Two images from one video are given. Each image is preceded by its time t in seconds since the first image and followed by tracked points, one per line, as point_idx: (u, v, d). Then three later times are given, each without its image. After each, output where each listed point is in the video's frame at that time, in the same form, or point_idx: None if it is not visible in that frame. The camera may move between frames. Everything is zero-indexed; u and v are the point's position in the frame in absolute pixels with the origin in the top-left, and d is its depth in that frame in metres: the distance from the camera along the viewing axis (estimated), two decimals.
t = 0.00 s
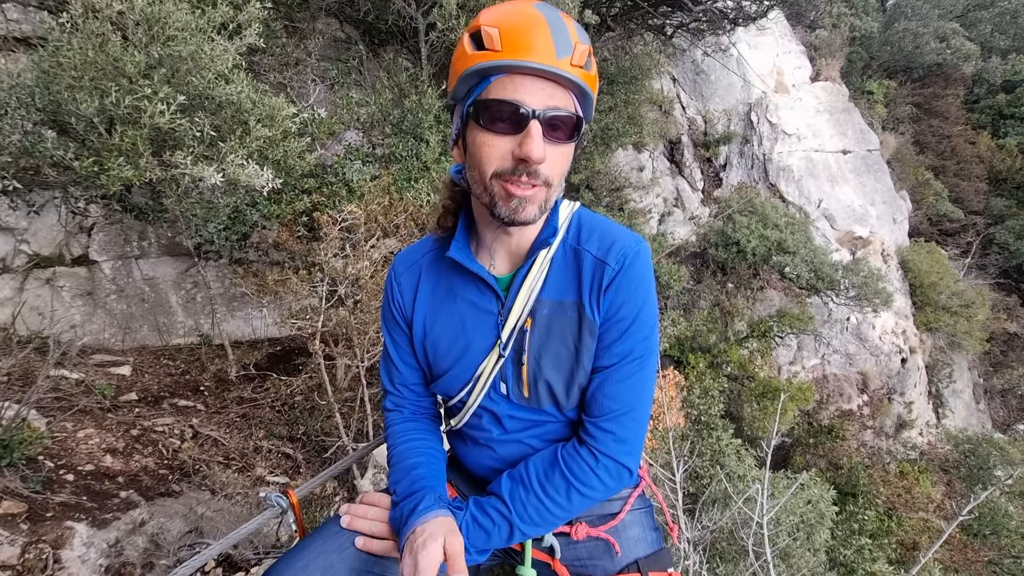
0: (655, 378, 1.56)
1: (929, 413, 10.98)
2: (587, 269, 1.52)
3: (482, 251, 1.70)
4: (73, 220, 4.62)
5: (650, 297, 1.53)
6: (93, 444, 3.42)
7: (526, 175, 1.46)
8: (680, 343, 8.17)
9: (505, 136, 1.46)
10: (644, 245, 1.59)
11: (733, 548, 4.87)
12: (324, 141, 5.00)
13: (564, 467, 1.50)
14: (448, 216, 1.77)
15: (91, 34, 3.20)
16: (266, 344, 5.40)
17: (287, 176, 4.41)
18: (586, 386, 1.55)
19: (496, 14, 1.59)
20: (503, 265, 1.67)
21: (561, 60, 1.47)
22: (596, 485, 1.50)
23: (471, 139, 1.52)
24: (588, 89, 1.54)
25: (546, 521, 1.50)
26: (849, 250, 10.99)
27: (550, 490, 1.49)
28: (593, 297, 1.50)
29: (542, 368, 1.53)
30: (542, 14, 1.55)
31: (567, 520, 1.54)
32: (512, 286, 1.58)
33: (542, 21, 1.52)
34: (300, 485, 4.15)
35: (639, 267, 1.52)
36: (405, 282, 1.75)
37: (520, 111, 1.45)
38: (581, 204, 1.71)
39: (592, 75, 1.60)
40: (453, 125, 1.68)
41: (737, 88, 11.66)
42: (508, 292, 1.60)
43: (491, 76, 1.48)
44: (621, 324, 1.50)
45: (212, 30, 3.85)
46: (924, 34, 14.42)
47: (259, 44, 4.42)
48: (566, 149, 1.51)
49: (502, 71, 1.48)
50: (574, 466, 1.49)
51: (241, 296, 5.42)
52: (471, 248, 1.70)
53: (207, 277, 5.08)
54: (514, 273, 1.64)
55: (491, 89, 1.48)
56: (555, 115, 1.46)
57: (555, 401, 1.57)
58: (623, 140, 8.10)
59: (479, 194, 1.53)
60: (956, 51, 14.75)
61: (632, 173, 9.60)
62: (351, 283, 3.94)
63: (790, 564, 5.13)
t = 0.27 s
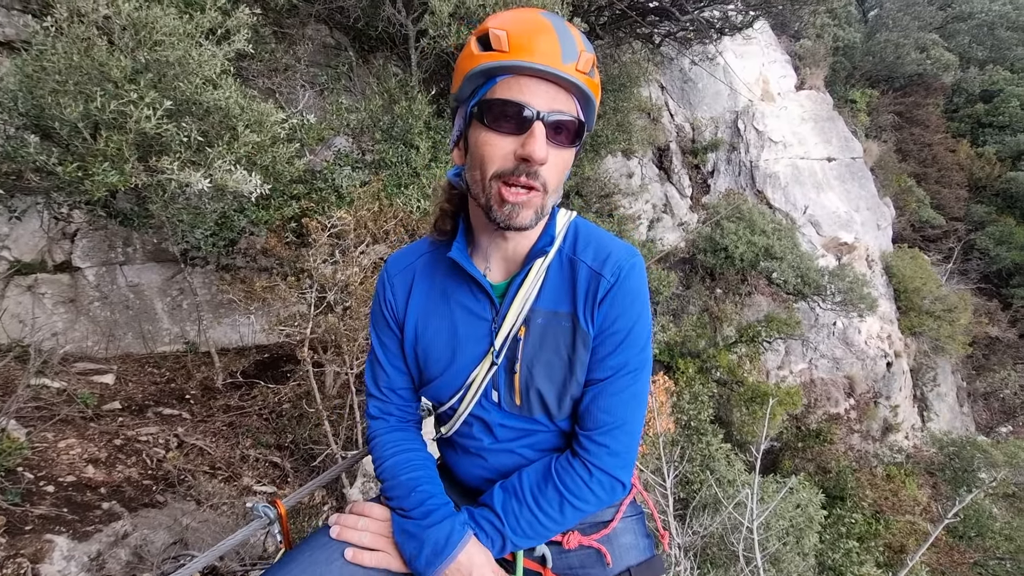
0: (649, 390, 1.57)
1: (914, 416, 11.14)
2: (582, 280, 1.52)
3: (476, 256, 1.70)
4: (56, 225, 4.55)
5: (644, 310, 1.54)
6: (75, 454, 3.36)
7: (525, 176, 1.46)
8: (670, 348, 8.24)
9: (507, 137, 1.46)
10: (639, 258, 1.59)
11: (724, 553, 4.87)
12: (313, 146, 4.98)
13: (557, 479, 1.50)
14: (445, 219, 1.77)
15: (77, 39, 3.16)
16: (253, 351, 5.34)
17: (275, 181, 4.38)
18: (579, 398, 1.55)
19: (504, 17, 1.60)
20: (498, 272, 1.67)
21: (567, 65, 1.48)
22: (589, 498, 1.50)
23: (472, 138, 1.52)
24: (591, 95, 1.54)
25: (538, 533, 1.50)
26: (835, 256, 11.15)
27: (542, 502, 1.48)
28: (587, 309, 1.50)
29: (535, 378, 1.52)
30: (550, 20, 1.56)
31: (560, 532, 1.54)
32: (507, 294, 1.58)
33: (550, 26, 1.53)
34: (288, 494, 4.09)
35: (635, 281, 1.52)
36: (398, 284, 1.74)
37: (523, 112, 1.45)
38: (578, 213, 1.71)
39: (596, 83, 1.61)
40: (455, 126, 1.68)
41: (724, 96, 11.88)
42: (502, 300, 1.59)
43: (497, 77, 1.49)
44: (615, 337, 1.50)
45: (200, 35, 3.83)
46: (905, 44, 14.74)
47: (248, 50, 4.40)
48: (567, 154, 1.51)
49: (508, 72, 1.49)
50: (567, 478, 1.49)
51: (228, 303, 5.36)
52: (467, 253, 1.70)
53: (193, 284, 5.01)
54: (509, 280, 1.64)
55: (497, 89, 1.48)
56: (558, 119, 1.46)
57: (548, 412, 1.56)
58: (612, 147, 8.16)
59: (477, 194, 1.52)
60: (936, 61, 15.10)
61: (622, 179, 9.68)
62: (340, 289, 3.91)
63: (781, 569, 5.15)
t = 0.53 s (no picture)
0: (641, 391, 1.57)
1: (903, 417, 11.26)
2: (575, 281, 1.52)
3: (469, 258, 1.69)
4: (43, 228, 4.49)
5: (636, 311, 1.54)
6: (61, 461, 3.31)
7: (518, 181, 1.46)
8: (662, 351, 8.29)
9: (499, 142, 1.46)
10: (631, 259, 1.59)
11: (717, 555, 4.88)
12: (305, 149, 4.96)
13: (549, 480, 1.49)
14: (437, 222, 1.76)
15: (64, 40, 3.11)
16: (243, 356, 5.29)
17: (267, 184, 4.34)
18: (572, 399, 1.55)
19: (495, 21, 1.59)
20: (491, 273, 1.67)
21: (558, 69, 1.48)
22: (582, 499, 1.49)
23: (465, 143, 1.52)
24: (583, 99, 1.54)
25: (531, 535, 1.49)
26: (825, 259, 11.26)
27: (535, 504, 1.48)
28: (580, 310, 1.51)
29: (528, 379, 1.52)
30: (540, 24, 1.56)
31: (552, 534, 1.53)
32: (499, 296, 1.57)
33: (540, 30, 1.52)
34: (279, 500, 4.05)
35: (627, 282, 1.53)
36: (390, 287, 1.73)
37: (515, 117, 1.45)
38: (570, 215, 1.71)
39: (587, 86, 1.61)
40: (447, 130, 1.68)
41: (715, 100, 11.95)
42: (495, 301, 1.59)
43: (489, 82, 1.49)
44: (607, 337, 1.50)
45: (190, 36, 3.81)
46: (892, 50, 14.95)
47: (239, 52, 4.38)
48: (559, 159, 1.52)
49: (501, 77, 1.49)
50: (560, 479, 1.48)
51: (218, 307, 5.31)
52: (460, 255, 1.70)
53: (183, 288, 4.96)
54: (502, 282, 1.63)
55: (488, 95, 1.48)
56: (550, 124, 1.47)
57: (541, 413, 1.56)
58: (604, 151, 8.20)
59: (470, 199, 1.52)
60: (922, 67, 15.35)
61: (614, 183, 9.74)
62: (332, 293, 3.88)
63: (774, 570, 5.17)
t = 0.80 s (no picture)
0: (634, 391, 1.57)
1: (896, 417, 11.34)
2: (566, 283, 1.52)
3: (461, 262, 1.69)
4: (33, 232, 4.44)
5: (628, 311, 1.54)
6: (51, 467, 3.28)
7: (494, 184, 1.46)
8: (657, 352, 8.31)
9: (474, 146, 1.46)
10: (622, 259, 1.59)
11: (713, 556, 4.88)
12: (298, 152, 4.95)
13: (544, 482, 1.49)
14: (427, 227, 1.77)
15: (55, 42, 3.06)
16: (237, 360, 5.26)
17: (260, 187, 4.32)
18: (565, 400, 1.55)
19: (468, 25, 1.60)
20: (482, 277, 1.66)
21: (530, 70, 1.47)
22: (577, 500, 1.49)
23: (443, 150, 1.53)
24: (558, 98, 1.52)
25: (527, 537, 1.49)
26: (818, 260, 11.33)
27: (530, 505, 1.47)
28: (572, 310, 1.51)
29: (521, 381, 1.52)
30: (513, 26, 1.55)
31: (548, 536, 1.53)
32: (492, 298, 1.57)
33: (512, 32, 1.52)
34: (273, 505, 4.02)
35: (617, 282, 1.53)
36: (383, 292, 1.73)
37: (489, 121, 1.45)
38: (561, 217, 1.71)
39: (564, 85, 1.58)
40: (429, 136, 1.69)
41: (708, 103, 12.03)
42: (488, 304, 1.59)
43: (460, 88, 1.49)
44: (599, 337, 1.50)
45: (182, 39, 3.81)
46: (882, 54, 15.11)
47: (232, 55, 4.36)
48: (537, 160, 1.50)
49: (473, 82, 1.49)
50: (555, 481, 1.48)
51: (211, 310, 5.27)
52: (452, 258, 1.69)
53: (175, 291, 4.92)
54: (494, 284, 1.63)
55: (461, 100, 1.49)
56: (523, 125, 1.46)
57: (535, 415, 1.56)
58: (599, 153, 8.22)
59: (450, 204, 1.53)
60: (912, 70, 15.52)
61: (608, 185, 9.78)
62: (326, 296, 3.86)
63: (769, 571, 5.18)
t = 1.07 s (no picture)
0: (630, 394, 1.57)
1: (894, 418, 11.37)
2: (560, 286, 1.52)
3: (456, 267, 1.69)
4: (29, 234, 4.43)
5: (623, 313, 1.54)
6: (48, 470, 3.26)
7: (486, 191, 1.46)
8: (656, 354, 8.32)
9: (465, 153, 1.47)
10: (616, 261, 1.59)
11: (711, 558, 4.88)
12: (296, 154, 4.95)
13: (540, 485, 1.49)
14: (420, 234, 1.76)
15: (52, 44, 3.05)
16: (235, 362, 5.25)
17: (258, 189, 4.31)
18: (561, 403, 1.55)
19: (459, 33, 1.60)
20: (478, 282, 1.67)
21: (520, 77, 1.47)
22: (573, 503, 1.49)
23: (435, 157, 1.53)
24: (550, 103, 1.52)
25: (524, 541, 1.49)
26: (815, 261, 11.36)
27: (526, 510, 1.47)
28: (566, 314, 1.51)
29: (517, 385, 1.52)
30: (503, 32, 1.56)
31: (545, 539, 1.52)
32: (488, 303, 1.57)
33: (502, 39, 1.52)
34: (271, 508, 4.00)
35: (612, 285, 1.53)
36: (378, 298, 1.73)
37: (480, 128, 1.45)
38: (555, 221, 1.71)
39: (555, 91, 1.58)
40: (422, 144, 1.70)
41: (705, 105, 12.09)
42: (483, 308, 1.59)
43: (451, 95, 1.50)
44: (594, 340, 1.50)
45: (180, 41, 3.81)
46: (878, 56, 15.17)
47: (230, 57, 4.36)
48: (530, 165, 1.50)
49: (463, 89, 1.49)
50: (551, 484, 1.48)
51: (209, 313, 5.26)
52: (447, 263, 1.69)
53: (173, 294, 4.91)
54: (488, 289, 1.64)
55: (451, 108, 1.49)
56: (514, 131, 1.46)
57: (531, 419, 1.56)
58: (597, 155, 8.23)
59: (443, 211, 1.54)
60: (908, 72, 15.60)
61: (606, 187, 9.80)
62: (324, 298, 3.86)
63: (768, 572, 5.18)
